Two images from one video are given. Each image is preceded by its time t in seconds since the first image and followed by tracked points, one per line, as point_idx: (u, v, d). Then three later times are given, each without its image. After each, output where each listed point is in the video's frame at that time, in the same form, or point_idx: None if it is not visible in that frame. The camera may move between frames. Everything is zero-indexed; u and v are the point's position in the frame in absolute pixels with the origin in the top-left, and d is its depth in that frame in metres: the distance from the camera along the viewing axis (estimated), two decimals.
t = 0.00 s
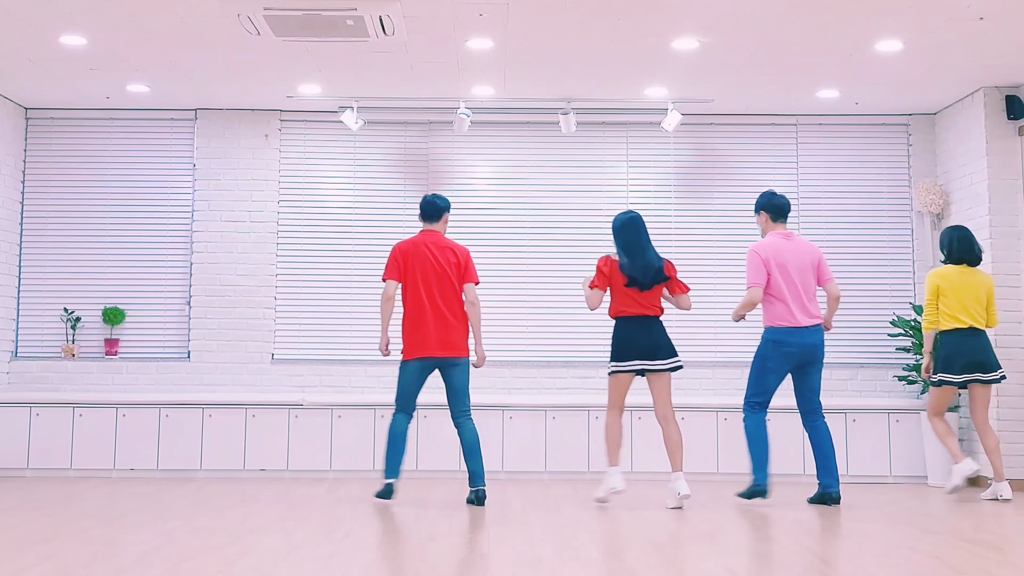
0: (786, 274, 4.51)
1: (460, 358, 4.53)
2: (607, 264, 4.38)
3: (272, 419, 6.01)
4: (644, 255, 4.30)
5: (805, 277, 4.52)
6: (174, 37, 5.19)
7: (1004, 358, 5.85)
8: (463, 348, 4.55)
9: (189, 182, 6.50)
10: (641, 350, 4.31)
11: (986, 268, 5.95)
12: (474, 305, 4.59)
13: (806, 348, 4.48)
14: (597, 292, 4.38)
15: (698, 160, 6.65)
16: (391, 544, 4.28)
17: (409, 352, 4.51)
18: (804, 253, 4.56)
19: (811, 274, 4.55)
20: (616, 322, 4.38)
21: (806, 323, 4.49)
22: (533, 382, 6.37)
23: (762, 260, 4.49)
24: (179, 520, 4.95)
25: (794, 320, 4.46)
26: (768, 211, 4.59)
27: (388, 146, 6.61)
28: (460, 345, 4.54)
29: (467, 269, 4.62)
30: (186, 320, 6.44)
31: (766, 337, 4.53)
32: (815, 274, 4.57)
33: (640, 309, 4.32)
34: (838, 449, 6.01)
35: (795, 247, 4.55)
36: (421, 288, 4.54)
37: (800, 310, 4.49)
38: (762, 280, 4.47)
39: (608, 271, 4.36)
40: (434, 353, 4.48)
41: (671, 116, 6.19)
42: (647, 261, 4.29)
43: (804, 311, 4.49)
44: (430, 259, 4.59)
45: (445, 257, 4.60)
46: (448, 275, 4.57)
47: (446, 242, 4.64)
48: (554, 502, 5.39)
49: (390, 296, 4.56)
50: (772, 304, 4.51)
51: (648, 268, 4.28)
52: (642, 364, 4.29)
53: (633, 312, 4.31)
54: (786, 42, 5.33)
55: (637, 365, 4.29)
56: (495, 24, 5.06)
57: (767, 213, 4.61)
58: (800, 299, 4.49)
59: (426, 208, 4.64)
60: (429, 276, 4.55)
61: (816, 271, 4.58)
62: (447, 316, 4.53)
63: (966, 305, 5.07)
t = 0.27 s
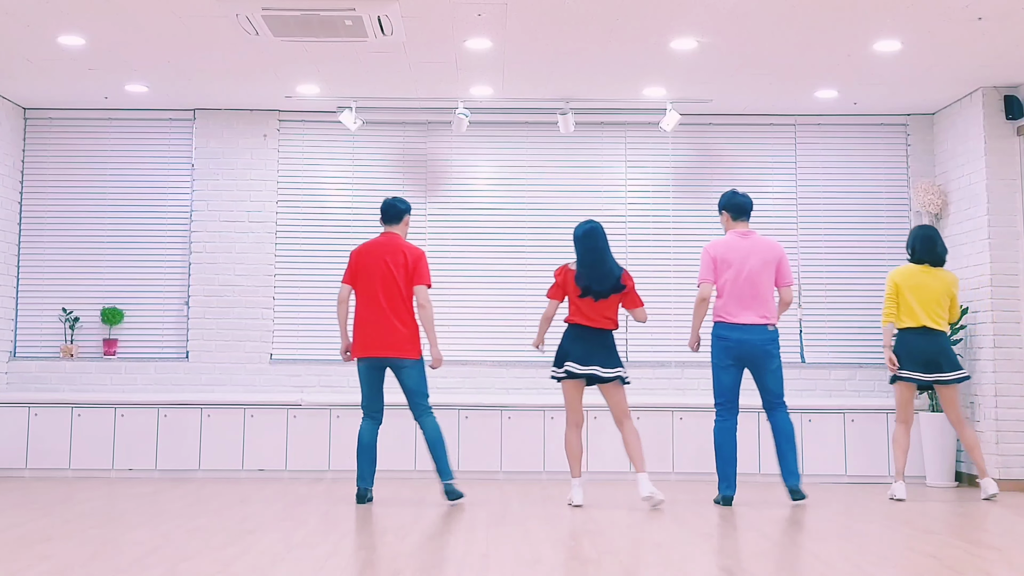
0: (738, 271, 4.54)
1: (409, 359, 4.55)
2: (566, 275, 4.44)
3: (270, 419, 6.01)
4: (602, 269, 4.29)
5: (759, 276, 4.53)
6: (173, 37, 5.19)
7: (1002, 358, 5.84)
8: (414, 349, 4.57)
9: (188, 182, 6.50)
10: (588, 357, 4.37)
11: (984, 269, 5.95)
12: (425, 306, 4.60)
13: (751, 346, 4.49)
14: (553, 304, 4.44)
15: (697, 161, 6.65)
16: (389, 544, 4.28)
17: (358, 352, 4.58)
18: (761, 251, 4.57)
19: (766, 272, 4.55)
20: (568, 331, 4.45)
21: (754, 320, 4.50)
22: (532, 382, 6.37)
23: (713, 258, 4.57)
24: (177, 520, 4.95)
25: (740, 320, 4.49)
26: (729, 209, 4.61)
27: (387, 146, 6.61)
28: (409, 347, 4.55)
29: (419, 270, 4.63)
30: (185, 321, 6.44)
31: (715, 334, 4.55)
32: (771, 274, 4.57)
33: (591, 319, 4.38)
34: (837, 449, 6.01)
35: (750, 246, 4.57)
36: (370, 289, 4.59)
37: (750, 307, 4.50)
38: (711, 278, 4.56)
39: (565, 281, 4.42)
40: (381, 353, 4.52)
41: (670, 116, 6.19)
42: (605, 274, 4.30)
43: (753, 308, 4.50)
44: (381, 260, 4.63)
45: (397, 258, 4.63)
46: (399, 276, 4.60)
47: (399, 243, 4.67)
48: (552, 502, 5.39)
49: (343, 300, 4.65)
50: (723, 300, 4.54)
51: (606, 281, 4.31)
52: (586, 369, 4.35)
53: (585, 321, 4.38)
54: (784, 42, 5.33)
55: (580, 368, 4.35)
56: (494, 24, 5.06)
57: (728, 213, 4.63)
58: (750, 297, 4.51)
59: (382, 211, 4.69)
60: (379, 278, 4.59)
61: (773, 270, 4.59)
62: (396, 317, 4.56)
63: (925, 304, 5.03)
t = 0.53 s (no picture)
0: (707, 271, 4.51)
1: (371, 357, 4.51)
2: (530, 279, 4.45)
3: (269, 419, 6.01)
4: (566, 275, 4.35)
5: (728, 277, 4.50)
6: (172, 37, 5.19)
7: (1001, 358, 5.84)
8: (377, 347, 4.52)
9: (186, 182, 6.50)
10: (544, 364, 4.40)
11: (983, 269, 5.96)
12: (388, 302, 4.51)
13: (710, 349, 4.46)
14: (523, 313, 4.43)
15: (695, 162, 6.66)
16: (387, 543, 4.28)
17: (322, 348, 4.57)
18: (732, 252, 4.53)
19: (735, 273, 4.52)
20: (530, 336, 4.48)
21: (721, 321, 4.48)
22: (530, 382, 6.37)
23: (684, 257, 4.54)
24: (174, 520, 4.95)
25: (707, 321, 4.47)
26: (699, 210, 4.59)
27: (386, 146, 6.61)
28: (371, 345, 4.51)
29: (380, 264, 4.55)
30: (183, 321, 6.44)
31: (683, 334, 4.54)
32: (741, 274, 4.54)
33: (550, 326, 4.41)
34: (836, 450, 6.01)
35: (721, 246, 4.54)
36: (334, 286, 4.55)
37: (717, 308, 4.48)
38: (683, 276, 4.51)
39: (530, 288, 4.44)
40: (342, 351, 4.50)
41: (668, 116, 6.19)
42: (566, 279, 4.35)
43: (720, 309, 4.47)
44: (345, 256, 4.59)
45: (360, 254, 4.56)
46: (360, 271, 4.54)
47: (362, 238, 4.62)
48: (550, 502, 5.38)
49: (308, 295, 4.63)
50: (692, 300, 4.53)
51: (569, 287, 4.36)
52: (543, 378, 4.38)
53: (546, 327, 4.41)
54: (782, 43, 5.33)
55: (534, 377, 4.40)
56: (492, 24, 5.06)
57: (697, 212, 4.62)
58: (718, 297, 4.48)
59: (348, 209, 4.67)
60: (343, 275, 4.56)
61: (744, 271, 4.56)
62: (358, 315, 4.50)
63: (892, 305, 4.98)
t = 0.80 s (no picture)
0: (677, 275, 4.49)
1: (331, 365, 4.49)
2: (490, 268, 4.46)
3: (267, 419, 6.01)
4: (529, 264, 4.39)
5: (700, 281, 4.47)
6: (170, 38, 5.19)
7: (999, 358, 5.84)
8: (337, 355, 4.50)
9: (185, 182, 6.50)
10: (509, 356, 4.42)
11: (981, 269, 5.96)
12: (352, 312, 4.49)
13: (681, 351, 4.46)
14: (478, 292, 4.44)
15: (694, 162, 6.66)
16: (385, 544, 4.28)
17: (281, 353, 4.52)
18: (703, 256, 4.51)
19: (707, 277, 4.49)
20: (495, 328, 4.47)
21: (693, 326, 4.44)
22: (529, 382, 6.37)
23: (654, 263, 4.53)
24: (172, 520, 4.95)
25: (677, 323, 4.46)
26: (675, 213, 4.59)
27: (384, 146, 6.61)
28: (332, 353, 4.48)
29: (348, 273, 4.52)
30: (182, 321, 6.44)
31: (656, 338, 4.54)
32: (713, 279, 4.50)
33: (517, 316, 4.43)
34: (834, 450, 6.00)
35: (692, 250, 4.51)
36: (298, 292, 4.52)
37: (688, 312, 4.45)
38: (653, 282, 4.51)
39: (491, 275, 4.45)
40: (303, 357, 4.46)
41: (667, 116, 6.19)
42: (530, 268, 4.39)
43: (692, 313, 4.44)
44: (311, 262, 4.56)
45: (327, 261, 4.54)
46: (326, 279, 4.51)
47: (330, 246, 4.58)
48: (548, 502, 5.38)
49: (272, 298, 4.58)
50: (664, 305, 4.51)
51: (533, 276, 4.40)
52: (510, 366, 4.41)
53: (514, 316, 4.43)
54: (780, 43, 5.33)
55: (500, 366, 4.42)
56: (491, 24, 5.06)
57: (672, 215, 4.63)
58: (688, 302, 4.46)
59: (322, 214, 4.64)
60: (307, 282, 4.53)
61: (716, 276, 4.51)
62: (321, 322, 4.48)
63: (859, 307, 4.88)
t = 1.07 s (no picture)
0: (640, 268, 4.56)
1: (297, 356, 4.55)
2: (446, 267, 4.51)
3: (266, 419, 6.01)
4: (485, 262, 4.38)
5: (663, 272, 4.50)
6: (169, 37, 5.19)
7: (998, 358, 5.84)
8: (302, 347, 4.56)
9: (184, 182, 6.50)
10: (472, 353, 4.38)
11: (980, 270, 5.95)
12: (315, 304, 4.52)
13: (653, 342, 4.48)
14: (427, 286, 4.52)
15: (692, 162, 6.66)
16: (384, 544, 4.28)
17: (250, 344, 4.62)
18: (666, 248, 4.53)
19: (671, 269, 4.50)
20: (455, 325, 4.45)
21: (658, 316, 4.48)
22: (527, 382, 6.37)
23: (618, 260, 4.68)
24: (170, 520, 4.95)
25: (645, 314, 4.51)
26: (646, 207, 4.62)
27: (383, 146, 6.61)
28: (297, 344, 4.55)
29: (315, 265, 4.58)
30: (181, 321, 6.44)
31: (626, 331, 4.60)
32: (678, 270, 4.50)
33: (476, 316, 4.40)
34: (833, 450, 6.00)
35: (655, 243, 4.56)
36: (267, 284, 4.61)
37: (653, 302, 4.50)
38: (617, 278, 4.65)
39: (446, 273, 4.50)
40: (270, 349, 4.55)
41: (666, 116, 6.20)
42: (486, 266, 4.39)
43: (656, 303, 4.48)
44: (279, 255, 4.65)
45: (295, 254, 4.62)
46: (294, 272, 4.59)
47: (299, 239, 4.67)
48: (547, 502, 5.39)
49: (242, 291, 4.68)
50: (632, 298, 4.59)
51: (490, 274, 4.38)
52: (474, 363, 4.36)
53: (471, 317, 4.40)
54: (779, 43, 5.33)
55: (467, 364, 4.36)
56: (490, 24, 5.06)
57: (644, 210, 4.66)
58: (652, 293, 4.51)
59: (290, 208, 4.72)
60: (275, 274, 4.62)
61: (680, 267, 4.51)
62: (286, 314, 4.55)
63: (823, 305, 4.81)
